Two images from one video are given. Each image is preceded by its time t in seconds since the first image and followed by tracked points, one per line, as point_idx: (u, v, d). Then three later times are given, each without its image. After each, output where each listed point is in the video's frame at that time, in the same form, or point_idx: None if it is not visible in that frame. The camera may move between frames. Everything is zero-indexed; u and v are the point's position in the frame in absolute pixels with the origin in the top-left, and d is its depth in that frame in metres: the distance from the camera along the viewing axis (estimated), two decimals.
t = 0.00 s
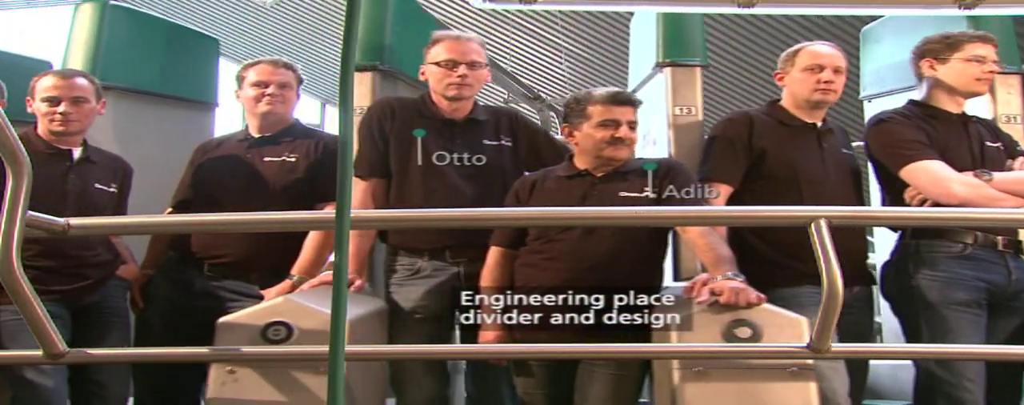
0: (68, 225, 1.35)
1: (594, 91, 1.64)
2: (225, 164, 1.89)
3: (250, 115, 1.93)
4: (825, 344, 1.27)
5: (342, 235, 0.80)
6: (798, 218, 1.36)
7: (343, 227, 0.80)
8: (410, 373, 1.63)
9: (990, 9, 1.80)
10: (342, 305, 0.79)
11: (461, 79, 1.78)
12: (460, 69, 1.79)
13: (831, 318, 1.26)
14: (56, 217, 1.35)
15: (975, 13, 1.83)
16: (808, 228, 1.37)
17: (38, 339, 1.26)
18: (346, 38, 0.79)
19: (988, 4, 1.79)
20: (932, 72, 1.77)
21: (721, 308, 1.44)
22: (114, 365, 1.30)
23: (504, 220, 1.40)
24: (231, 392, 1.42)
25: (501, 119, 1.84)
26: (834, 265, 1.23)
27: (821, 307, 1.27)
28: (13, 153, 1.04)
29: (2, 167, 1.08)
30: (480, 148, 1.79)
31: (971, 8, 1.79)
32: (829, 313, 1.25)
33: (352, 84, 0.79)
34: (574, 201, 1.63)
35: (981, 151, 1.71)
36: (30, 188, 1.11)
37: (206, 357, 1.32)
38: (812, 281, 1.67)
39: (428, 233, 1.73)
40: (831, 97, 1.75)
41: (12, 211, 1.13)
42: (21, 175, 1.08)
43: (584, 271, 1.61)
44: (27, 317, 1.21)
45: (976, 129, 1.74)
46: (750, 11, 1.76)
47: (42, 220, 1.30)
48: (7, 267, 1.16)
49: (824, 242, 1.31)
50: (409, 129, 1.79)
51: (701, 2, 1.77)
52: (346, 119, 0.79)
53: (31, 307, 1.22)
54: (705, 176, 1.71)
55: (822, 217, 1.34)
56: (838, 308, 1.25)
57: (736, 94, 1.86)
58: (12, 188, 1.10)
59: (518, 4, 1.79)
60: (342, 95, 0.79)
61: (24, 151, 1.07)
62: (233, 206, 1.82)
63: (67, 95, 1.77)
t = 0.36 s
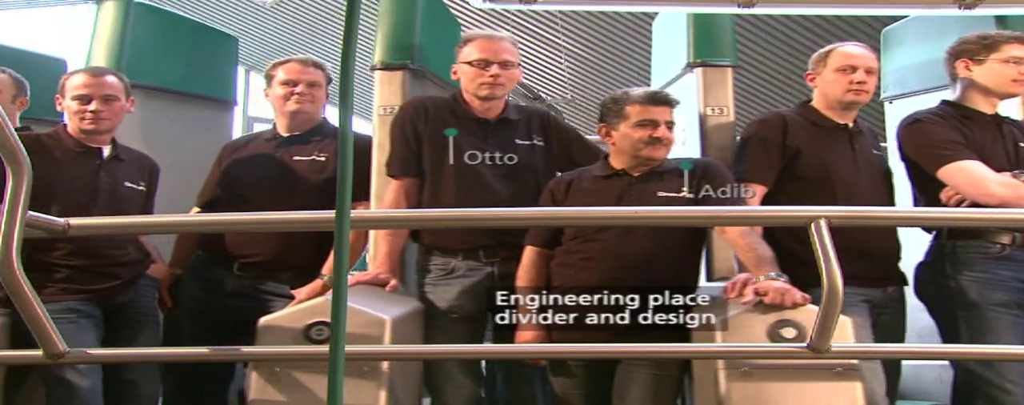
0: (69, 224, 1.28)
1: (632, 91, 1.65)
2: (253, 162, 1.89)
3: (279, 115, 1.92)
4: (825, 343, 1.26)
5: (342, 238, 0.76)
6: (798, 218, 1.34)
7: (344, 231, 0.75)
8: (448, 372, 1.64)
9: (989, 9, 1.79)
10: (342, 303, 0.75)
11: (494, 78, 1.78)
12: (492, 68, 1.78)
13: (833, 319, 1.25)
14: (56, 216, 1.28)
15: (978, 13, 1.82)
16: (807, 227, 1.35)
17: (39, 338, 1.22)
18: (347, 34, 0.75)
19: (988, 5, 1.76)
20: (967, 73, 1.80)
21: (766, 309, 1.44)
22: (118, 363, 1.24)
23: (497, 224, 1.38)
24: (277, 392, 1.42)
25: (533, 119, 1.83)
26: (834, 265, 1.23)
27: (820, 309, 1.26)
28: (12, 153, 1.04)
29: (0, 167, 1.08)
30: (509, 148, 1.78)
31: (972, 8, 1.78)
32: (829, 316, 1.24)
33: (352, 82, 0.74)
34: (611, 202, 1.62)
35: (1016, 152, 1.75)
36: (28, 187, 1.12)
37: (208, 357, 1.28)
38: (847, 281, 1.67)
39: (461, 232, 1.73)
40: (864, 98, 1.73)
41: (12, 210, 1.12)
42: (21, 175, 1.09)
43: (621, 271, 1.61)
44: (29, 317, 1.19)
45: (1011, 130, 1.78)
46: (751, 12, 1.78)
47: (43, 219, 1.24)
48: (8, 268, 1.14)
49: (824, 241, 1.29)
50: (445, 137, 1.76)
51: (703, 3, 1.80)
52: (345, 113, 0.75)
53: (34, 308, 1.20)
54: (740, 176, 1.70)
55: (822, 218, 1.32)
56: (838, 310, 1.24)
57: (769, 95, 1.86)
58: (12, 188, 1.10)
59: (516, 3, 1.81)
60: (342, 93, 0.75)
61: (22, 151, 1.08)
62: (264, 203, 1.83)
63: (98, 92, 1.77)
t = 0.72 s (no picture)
0: (68, 225, 1.51)
1: (668, 91, 1.65)
2: (275, 162, 1.78)
3: (308, 114, 1.79)
4: (824, 344, 1.33)
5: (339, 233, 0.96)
6: (801, 219, 1.49)
7: (342, 228, 0.96)
8: (486, 373, 1.63)
9: (989, 9, 1.80)
10: (342, 303, 0.89)
11: (527, 79, 1.79)
12: (526, 67, 1.80)
13: (831, 319, 1.33)
14: (57, 218, 1.51)
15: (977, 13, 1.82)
16: (809, 226, 1.50)
17: (37, 336, 1.39)
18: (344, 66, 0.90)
19: (989, 5, 1.78)
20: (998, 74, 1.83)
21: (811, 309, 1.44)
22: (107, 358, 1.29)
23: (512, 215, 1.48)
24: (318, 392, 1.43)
25: (565, 118, 1.82)
26: (834, 265, 1.31)
27: (821, 309, 1.34)
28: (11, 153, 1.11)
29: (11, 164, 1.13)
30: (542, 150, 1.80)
31: (971, 8, 1.80)
32: (828, 316, 1.31)
33: (351, 79, 0.90)
34: (650, 201, 1.64)
35: None
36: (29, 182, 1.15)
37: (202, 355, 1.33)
38: (881, 281, 1.67)
39: (495, 232, 1.73)
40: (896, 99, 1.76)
41: (12, 213, 1.29)
42: (21, 173, 1.25)
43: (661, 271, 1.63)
44: (28, 317, 1.37)
45: None
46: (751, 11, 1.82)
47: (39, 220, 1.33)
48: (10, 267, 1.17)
49: (825, 242, 1.44)
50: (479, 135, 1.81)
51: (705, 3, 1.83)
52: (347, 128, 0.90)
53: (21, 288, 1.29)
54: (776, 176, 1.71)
55: (823, 218, 1.48)
56: (838, 307, 1.32)
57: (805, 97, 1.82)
58: (13, 187, 1.26)
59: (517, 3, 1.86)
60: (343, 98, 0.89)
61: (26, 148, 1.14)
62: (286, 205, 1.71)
63: (130, 91, 1.79)
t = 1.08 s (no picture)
0: (66, 224, 1.32)
1: (707, 92, 1.65)
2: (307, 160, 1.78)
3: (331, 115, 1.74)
4: (825, 344, 1.28)
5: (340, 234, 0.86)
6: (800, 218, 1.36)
7: (342, 231, 0.86)
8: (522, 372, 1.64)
9: (990, 9, 1.55)
10: (342, 303, 0.79)
11: (561, 79, 1.76)
12: (559, 66, 1.77)
13: (832, 318, 1.27)
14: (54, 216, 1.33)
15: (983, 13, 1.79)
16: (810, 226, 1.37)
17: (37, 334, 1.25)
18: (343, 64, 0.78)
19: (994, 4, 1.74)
20: None
21: (855, 310, 1.43)
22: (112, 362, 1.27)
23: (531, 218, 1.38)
24: (366, 393, 1.42)
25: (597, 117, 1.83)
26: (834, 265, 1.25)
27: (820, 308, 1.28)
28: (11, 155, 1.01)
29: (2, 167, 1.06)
30: (575, 148, 1.79)
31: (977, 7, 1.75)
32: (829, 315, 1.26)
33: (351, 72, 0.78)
34: (689, 202, 1.63)
35: None
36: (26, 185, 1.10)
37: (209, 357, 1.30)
38: (919, 280, 1.66)
39: (530, 232, 1.72)
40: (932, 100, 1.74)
41: (12, 210, 1.12)
42: (21, 174, 1.07)
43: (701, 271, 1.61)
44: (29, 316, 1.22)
45: None
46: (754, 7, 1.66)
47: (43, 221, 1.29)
48: (8, 269, 1.15)
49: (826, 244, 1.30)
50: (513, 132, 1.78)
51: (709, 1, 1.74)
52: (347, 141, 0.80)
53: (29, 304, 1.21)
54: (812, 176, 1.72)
55: (824, 219, 1.34)
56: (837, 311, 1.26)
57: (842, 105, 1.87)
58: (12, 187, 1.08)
59: None
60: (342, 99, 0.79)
61: (23, 150, 1.06)
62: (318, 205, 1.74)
63: (162, 89, 1.74)
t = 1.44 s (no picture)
0: (68, 224, 1.38)
1: (745, 92, 1.67)
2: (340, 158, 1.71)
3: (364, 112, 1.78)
4: (824, 343, 1.32)
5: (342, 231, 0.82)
6: (800, 218, 1.42)
7: (343, 227, 0.82)
8: (559, 373, 1.63)
9: (991, 9, 1.46)
10: (342, 302, 0.80)
11: (592, 77, 1.78)
12: (591, 66, 1.79)
13: (832, 318, 1.31)
14: (56, 217, 1.38)
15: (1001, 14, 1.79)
16: (808, 227, 1.42)
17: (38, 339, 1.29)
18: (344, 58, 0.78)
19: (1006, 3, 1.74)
20: None
21: (901, 310, 1.44)
22: (114, 363, 1.32)
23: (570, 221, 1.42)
24: (409, 393, 1.41)
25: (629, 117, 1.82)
26: (834, 263, 1.29)
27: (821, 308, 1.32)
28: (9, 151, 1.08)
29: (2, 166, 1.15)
30: (608, 148, 1.78)
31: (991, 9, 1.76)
32: (828, 314, 1.30)
33: (351, 75, 0.78)
34: (727, 201, 1.64)
35: None
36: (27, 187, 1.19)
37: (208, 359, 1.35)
38: (955, 281, 1.66)
39: (566, 233, 1.72)
40: (963, 101, 1.77)
41: (13, 211, 1.19)
42: (22, 173, 1.15)
43: (740, 273, 1.61)
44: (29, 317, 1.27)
45: None
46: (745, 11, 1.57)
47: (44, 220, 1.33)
48: (9, 269, 1.21)
49: (826, 242, 1.36)
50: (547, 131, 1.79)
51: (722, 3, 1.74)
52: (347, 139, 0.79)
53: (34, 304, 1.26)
54: (848, 176, 1.72)
55: (823, 218, 1.40)
56: (838, 306, 1.30)
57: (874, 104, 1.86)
58: (13, 189, 1.17)
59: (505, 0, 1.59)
60: (342, 91, 0.78)
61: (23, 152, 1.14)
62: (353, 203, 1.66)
63: (196, 88, 1.74)
